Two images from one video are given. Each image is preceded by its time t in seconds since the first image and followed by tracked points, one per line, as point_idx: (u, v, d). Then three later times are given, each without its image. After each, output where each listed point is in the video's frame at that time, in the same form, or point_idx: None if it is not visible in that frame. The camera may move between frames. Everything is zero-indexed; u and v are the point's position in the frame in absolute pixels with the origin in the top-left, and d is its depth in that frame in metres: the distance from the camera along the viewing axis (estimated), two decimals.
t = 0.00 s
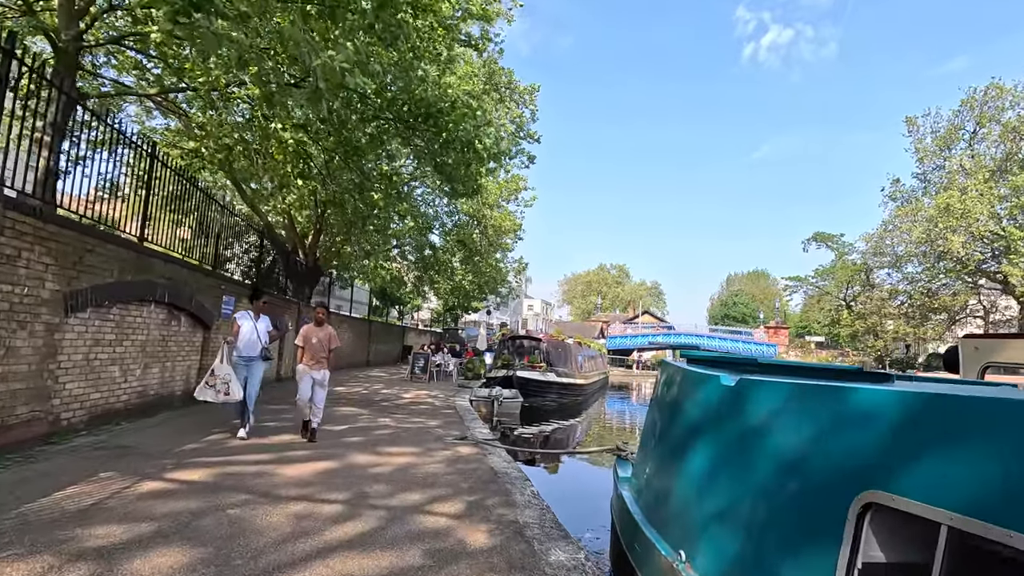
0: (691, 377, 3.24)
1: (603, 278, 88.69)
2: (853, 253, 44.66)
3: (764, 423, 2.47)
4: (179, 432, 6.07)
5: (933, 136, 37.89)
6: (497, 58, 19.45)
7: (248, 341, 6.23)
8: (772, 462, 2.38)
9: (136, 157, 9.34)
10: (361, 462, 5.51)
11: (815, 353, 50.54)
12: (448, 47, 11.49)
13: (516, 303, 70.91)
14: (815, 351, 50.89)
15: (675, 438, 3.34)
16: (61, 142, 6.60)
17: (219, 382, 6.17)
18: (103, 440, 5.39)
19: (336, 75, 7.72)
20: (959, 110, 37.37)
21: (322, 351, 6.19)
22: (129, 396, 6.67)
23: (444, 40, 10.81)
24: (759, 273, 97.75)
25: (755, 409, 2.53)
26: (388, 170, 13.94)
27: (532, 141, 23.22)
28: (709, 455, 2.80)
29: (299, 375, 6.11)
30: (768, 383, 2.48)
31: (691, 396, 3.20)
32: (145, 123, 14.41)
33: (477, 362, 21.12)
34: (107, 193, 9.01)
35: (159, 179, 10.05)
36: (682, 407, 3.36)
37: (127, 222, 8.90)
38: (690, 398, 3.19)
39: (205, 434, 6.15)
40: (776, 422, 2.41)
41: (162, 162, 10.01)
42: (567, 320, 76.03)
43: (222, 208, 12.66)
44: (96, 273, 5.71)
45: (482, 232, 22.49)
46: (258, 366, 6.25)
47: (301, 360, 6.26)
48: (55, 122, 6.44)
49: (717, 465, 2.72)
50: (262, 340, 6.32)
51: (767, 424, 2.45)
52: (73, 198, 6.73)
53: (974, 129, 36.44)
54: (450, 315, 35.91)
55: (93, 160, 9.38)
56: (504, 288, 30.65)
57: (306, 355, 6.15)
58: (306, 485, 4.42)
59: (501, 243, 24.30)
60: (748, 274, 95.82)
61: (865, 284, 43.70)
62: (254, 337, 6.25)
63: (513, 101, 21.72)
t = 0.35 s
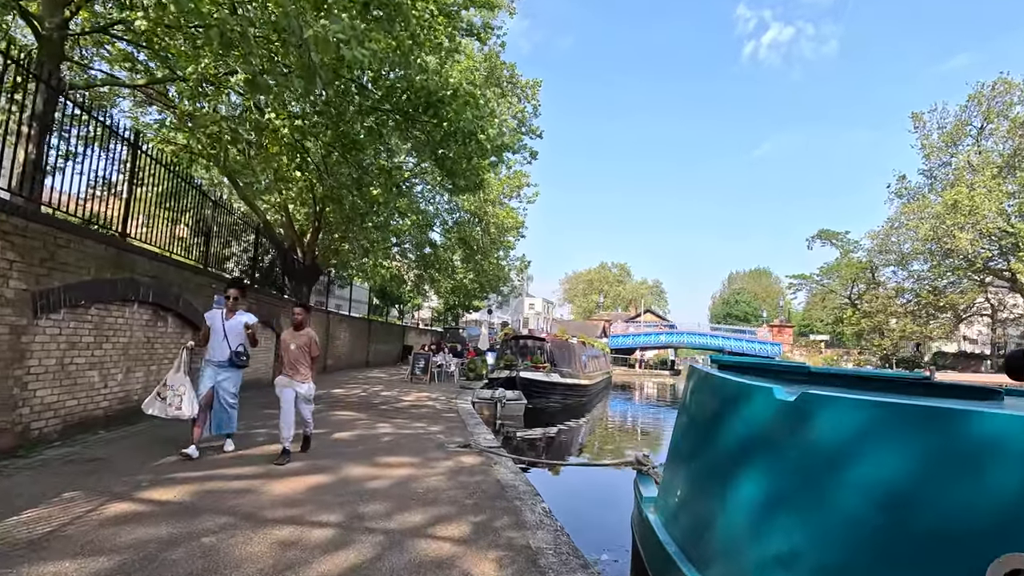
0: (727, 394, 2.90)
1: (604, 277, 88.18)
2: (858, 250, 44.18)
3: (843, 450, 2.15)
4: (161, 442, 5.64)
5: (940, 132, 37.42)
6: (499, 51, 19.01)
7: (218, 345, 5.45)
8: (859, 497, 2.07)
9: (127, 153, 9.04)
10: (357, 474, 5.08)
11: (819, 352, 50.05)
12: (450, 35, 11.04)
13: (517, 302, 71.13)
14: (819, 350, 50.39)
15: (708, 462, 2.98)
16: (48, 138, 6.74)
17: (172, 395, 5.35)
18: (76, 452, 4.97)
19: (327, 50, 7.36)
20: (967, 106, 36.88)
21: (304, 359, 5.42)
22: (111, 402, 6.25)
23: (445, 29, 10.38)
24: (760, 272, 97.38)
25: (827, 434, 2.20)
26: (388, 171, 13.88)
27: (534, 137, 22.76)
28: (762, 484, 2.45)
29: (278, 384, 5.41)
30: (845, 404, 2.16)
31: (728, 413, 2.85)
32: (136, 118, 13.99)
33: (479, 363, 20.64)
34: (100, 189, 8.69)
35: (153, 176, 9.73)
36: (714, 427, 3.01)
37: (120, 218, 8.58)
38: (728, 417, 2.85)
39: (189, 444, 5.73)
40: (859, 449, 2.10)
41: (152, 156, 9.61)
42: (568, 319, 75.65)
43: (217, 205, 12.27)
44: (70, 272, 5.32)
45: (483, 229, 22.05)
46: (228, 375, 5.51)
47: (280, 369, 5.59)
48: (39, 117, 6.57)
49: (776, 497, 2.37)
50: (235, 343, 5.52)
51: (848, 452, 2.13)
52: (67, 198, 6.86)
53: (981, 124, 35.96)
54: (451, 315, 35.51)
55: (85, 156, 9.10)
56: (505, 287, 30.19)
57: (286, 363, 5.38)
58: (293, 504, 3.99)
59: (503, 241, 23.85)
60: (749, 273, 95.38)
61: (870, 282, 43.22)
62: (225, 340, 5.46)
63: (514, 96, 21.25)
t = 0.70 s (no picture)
0: (779, 399, 2.58)
1: (607, 276, 87.60)
2: (865, 249, 43.71)
3: (970, 472, 1.89)
4: (141, 448, 5.21)
5: (949, 128, 36.87)
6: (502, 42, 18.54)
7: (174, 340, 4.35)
8: (989, 529, 1.83)
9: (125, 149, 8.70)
10: (352, 483, 4.64)
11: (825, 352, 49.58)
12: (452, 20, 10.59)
13: (519, 301, 70.81)
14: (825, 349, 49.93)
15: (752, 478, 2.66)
16: (34, 126, 6.42)
17: (113, 401, 4.38)
18: (46, 459, 4.54)
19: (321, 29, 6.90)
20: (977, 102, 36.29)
21: (284, 355, 4.58)
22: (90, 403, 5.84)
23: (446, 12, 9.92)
24: (764, 271, 96.74)
25: (936, 453, 1.94)
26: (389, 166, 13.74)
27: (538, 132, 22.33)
28: (845, 508, 2.14)
29: (250, 390, 4.55)
30: (968, 420, 1.90)
31: (782, 421, 2.53)
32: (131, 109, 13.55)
33: (483, 363, 20.15)
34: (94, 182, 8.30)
35: (150, 171, 9.37)
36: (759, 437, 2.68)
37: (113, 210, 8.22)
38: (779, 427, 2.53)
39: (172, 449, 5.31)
40: (992, 472, 1.85)
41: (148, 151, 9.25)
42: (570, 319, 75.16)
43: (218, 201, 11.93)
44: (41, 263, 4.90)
45: (486, 226, 21.61)
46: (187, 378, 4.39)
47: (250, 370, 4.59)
48: (25, 103, 6.24)
49: (866, 524, 2.07)
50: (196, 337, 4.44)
51: (978, 475, 1.88)
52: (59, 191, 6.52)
53: (991, 121, 35.42)
54: (453, 314, 35.05)
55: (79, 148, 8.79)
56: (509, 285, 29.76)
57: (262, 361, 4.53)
58: (278, 520, 3.55)
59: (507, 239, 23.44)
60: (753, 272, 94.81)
61: (877, 281, 42.74)
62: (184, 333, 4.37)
63: (519, 90, 20.79)
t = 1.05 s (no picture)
0: (865, 417, 2.27)
1: (610, 275, 87.13)
2: (872, 247, 43.23)
3: None
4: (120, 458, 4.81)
5: (959, 123, 36.32)
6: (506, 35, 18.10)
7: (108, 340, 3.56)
8: None
9: (125, 149, 8.41)
10: (348, 498, 4.22)
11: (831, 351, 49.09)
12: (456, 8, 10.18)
13: (521, 300, 70.69)
14: (832, 348, 49.43)
15: (825, 502, 2.37)
16: (21, 118, 6.09)
17: (33, 425, 3.85)
18: (14, 471, 4.16)
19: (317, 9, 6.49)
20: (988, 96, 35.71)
21: (251, 356, 3.90)
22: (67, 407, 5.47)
23: None
24: (769, 270, 96.09)
25: None
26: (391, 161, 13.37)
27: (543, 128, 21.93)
28: (974, 554, 1.81)
29: (206, 392, 3.82)
30: None
31: (870, 443, 2.24)
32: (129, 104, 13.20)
33: (487, 363, 19.65)
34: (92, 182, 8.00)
35: (150, 170, 9.06)
36: (835, 459, 2.39)
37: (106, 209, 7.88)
38: (867, 450, 2.24)
39: (157, 459, 4.92)
40: None
41: (145, 147, 8.87)
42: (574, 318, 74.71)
43: (219, 198, 11.56)
44: (11, 259, 4.53)
45: (490, 223, 21.17)
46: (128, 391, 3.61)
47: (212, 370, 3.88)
48: (10, 93, 5.89)
49: None
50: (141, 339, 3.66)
51: None
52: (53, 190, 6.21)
53: (1002, 115, 34.85)
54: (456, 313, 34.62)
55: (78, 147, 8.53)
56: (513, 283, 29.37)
57: (223, 365, 3.82)
58: (263, 544, 3.15)
59: (511, 236, 23.05)
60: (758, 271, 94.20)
61: (885, 279, 42.26)
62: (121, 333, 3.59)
63: (523, 85, 20.40)
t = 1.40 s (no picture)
0: (992, 442, 1.84)
1: (612, 273, 86.70)
2: (878, 244, 42.76)
3: None
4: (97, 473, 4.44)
5: (967, 118, 35.78)
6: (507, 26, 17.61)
7: None
8: None
9: (118, 146, 8.08)
10: (344, 517, 3.83)
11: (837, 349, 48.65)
12: None
13: (523, 299, 70.23)
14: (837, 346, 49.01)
15: (940, 554, 1.91)
16: None
17: None
18: None
19: None
20: (996, 90, 35.16)
21: (165, 370, 3.01)
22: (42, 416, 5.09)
23: None
24: (772, 268, 95.50)
25: None
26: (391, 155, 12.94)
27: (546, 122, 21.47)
28: None
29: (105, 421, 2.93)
30: None
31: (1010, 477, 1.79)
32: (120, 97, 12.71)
33: (491, 362, 19.23)
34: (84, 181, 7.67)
35: (144, 167, 8.71)
36: (953, 494, 1.94)
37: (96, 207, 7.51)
38: (1003, 483, 1.80)
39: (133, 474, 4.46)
40: None
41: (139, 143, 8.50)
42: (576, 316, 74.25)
43: (215, 194, 11.12)
44: None
45: (492, 220, 20.73)
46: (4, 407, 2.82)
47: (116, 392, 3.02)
48: None
49: None
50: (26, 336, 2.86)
51: None
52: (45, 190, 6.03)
53: (1011, 110, 34.31)
54: (459, 311, 34.20)
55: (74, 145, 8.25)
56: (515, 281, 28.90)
57: (134, 383, 2.99)
58: None
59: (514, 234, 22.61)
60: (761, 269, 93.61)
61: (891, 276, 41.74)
62: None
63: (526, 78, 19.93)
